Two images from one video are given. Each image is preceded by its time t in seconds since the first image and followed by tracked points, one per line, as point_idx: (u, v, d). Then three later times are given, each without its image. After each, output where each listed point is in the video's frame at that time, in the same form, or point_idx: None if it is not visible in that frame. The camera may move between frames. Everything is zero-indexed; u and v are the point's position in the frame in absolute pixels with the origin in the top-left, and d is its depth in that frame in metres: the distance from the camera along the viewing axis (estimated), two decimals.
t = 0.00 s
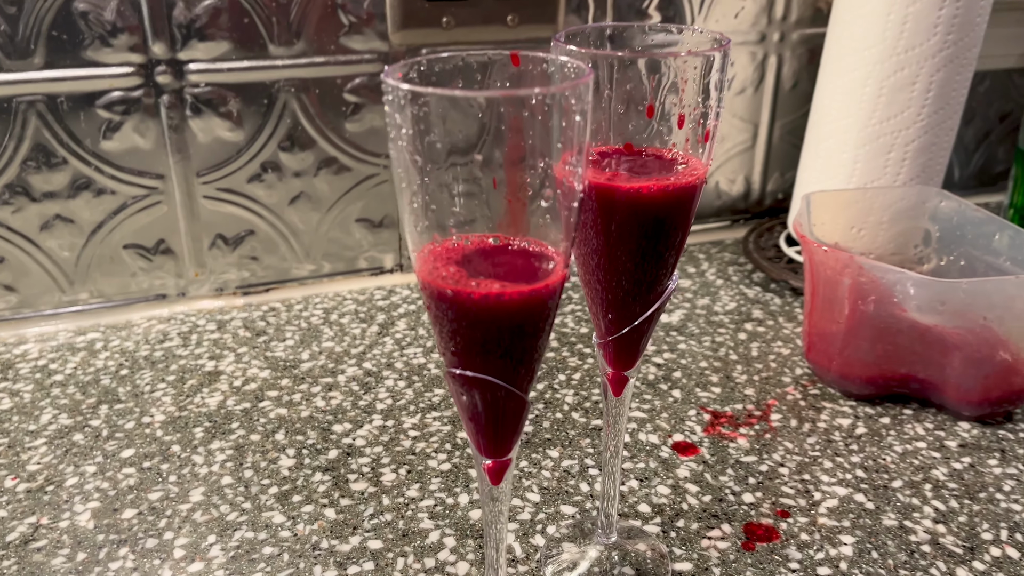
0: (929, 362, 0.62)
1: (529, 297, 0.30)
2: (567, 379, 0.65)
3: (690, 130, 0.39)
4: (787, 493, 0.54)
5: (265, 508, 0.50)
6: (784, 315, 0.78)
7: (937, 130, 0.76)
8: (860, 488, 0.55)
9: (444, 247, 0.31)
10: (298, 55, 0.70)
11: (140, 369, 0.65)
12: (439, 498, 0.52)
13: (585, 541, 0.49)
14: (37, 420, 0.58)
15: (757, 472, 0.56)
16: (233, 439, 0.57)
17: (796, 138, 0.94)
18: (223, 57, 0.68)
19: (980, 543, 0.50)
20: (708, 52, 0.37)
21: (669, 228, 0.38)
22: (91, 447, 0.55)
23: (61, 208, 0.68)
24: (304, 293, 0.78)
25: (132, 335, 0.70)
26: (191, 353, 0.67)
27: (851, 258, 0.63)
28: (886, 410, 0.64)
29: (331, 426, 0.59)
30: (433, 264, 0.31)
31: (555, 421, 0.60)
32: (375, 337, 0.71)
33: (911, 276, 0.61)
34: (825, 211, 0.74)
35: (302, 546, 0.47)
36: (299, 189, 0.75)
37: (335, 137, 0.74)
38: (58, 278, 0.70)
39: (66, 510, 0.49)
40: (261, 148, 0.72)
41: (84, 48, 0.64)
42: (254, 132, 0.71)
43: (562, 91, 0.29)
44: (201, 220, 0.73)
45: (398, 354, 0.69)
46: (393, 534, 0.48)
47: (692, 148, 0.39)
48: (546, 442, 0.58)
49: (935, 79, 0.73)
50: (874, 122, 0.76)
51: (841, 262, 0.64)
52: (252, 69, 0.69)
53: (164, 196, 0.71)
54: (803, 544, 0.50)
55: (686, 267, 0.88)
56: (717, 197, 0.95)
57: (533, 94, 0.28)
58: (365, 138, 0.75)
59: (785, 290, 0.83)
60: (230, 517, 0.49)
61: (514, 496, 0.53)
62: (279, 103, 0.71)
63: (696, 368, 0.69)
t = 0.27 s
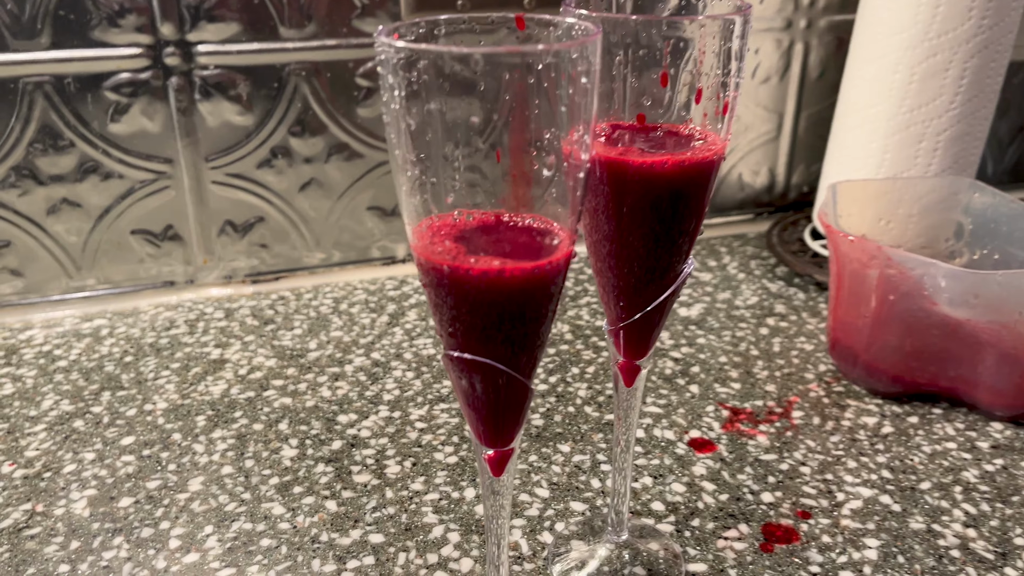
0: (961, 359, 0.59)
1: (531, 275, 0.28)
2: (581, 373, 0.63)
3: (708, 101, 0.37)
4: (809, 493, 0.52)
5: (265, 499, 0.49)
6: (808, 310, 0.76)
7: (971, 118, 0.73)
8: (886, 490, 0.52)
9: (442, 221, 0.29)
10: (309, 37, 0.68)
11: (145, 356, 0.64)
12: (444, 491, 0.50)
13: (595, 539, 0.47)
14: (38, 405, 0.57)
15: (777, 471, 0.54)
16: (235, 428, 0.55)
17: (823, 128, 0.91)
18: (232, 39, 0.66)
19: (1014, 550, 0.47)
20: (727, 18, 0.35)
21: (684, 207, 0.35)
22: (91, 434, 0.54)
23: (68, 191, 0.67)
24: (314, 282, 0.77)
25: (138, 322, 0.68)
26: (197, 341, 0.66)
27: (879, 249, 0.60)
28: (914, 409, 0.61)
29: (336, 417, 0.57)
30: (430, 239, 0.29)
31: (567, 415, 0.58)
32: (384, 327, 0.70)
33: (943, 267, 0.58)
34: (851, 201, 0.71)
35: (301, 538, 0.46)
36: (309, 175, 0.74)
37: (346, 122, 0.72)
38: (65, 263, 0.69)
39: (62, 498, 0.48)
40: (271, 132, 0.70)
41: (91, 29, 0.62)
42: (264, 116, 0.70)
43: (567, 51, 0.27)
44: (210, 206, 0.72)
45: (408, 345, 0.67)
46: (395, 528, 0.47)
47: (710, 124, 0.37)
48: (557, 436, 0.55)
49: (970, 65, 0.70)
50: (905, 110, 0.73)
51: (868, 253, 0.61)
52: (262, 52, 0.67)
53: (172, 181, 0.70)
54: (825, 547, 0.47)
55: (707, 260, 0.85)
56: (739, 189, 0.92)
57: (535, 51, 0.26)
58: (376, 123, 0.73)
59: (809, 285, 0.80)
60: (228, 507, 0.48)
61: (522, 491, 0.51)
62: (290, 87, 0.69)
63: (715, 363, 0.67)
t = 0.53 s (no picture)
0: (994, 358, 0.56)
1: (542, 258, 0.27)
2: (597, 369, 0.61)
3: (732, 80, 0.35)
4: (833, 496, 0.50)
5: (270, 493, 0.47)
6: (833, 307, 0.73)
7: (1007, 110, 0.70)
8: (914, 494, 0.50)
9: (450, 202, 0.28)
10: (323, 24, 0.67)
11: (154, 346, 0.63)
12: (453, 488, 0.48)
13: (608, 540, 0.46)
14: (45, 394, 0.56)
15: (800, 472, 0.52)
16: (243, 419, 0.54)
17: (850, 121, 0.88)
18: (245, 24, 0.65)
19: None
20: None
21: (705, 192, 0.34)
22: (97, 423, 0.53)
23: (80, 178, 0.66)
24: (327, 273, 0.76)
25: (149, 312, 0.68)
26: (207, 331, 0.65)
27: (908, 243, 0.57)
28: (944, 411, 0.59)
29: (345, 410, 0.56)
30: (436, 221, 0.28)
31: (582, 412, 0.56)
32: (397, 319, 0.68)
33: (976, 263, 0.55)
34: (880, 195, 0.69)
35: (306, 533, 0.44)
36: (323, 164, 0.72)
37: (361, 110, 0.71)
38: (76, 251, 0.69)
39: (65, 488, 0.47)
40: (284, 120, 0.69)
41: (104, 13, 0.62)
42: (277, 104, 0.68)
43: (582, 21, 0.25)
44: (222, 195, 0.71)
45: (420, 338, 0.65)
46: (403, 525, 0.45)
47: (734, 104, 0.35)
48: (572, 433, 0.54)
49: (1005, 55, 0.67)
50: (936, 102, 0.70)
51: (896, 248, 0.58)
52: (276, 38, 0.66)
53: (184, 169, 0.69)
54: (850, 552, 0.45)
55: (729, 256, 0.83)
56: (763, 183, 0.90)
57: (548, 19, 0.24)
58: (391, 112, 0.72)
59: (835, 281, 0.78)
60: (232, 500, 0.47)
61: (535, 489, 0.49)
62: (304, 73, 0.68)
63: (736, 360, 0.65)
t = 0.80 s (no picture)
0: None
1: (546, 260, 0.25)
2: (611, 373, 0.59)
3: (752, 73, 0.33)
4: (854, 510, 0.47)
5: (271, 497, 0.46)
6: (857, 312, 0.71)
7: None
8: (940, 509, 0.48)
9: (452, 199, 0.26)
10: (336, 17, 0.66)
11: (159, 343, 0.62)
12: (459, 495, 0.47)
13: (618, 552, 0.44)
14: (48, 391, 0.55)
15: (821, 484, 0.50)
16: (246, 420, 0.53)
17: (876, 120, 0.85)
18: (257, 17, 0.64)
19: None
20: None
21: (723, 191, 0.32)
22: (100, 422, 0.52)
23: (89, 172, 0.66)
24: (338, 271, 0.74)
25: (156, 308, 0.67)
26: (214, 329, 0.64)
27: (936, 247, 0.55)
28: (973, 422, 0.56)
29: (351, 412, 0.54)
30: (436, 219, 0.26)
31: (594, 418, 0.54)
32: (406, 319, 0.67)
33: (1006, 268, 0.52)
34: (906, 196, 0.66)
35: (306, 539, 0.43)
36: (334, 160, 0.71)
37: (373, 106, 0.70)
38: (85, 246, 0.68)
39: (64, 487, 0.46)
40: (294, 115, 0.68)
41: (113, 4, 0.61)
42: (288, 98, 0.67)
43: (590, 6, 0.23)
44: (231, 191, 0.70)
45: (430, 338, 0.64)
46: (406, 532, 0.44)
47: (753, 100, 0.33)
48: (583, 439, 0.52)
49: None
50: (966, 100, 0.68)
51: (923, 251, 0.56)
52: (288, 31, 0.65)
53: (193, 164, 0.68)
54: (872, 570, 0.43)
55: (749, 258, 0.81)
56: (786, 183, 0.87)
57: None
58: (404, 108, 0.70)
59: (858, 286, 0.75)
60: (233, 503, 0.45)
61: (543, 497, 0.47)
62: (315, 67, 0.67)
63: (755, 366, 0.62)
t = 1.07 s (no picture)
0: None
1: (551, 290, 0.23)
2: (626, 389, 0.57)
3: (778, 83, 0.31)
4: (881, 541, 0.45)
5: (272, 516, 0.45)
6: (884, 327, 0.68)
7: None
8: (972, 542, 0.45)
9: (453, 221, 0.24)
10: (348, 18, 0.64)
11: (165, 350, 0.60)
12: (466, 517, 0.45)
13: None
14: (50, 400, 0.54)
15: (845, 513, 0.47)
16: (250, 433, 0.52)
17: (906, 127, 0.82)
18: (267, 18, 0.62)
19: None
20: None
21: (745, 209, 0.30)
22: (100, 433, 0.51)
23: (96, 175, 0.65)
24: (348, 277, 0.73)
25: (163, 314, 0.66)
26: (220, 336, 0.63)
27: (969, 264, 0.52)
28: (1007, 447, 0.53)
29: (357, 426, 0.53)
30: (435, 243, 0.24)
31: (608, 437, 0.52)
32: (417, 329, 0.65)
33: None
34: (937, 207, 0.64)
35: (306, 563, 0.41)
36: (346, 164, 0.69)
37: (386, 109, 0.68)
38: (93, 249, 0.67)
39: (60, 502, 0.45)
40: (305, 118, 0.66)
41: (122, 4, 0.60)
42: (299, 101, 0.66)
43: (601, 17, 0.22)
44: (241, 195, 0.68)
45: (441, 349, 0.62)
46: (410, 557, 0.42)
47: (778, 113, 0.31)
48: (596, 460, 0.50)
49: None
50: (1003, 107, 0.64)
51: (956, 269, 0.53)
52: (299, 32, 0.63)
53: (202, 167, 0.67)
54: None
55: (772, 268, 0.78)
56: (812, 191, 0.85)
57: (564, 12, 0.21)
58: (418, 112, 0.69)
59: (886, 299, 0.72)
60: (232, 522, 0.44)
61: (553, 522, 0.45)
62: (327, 69, 0.65)
63: (777, 384, 0.60)
